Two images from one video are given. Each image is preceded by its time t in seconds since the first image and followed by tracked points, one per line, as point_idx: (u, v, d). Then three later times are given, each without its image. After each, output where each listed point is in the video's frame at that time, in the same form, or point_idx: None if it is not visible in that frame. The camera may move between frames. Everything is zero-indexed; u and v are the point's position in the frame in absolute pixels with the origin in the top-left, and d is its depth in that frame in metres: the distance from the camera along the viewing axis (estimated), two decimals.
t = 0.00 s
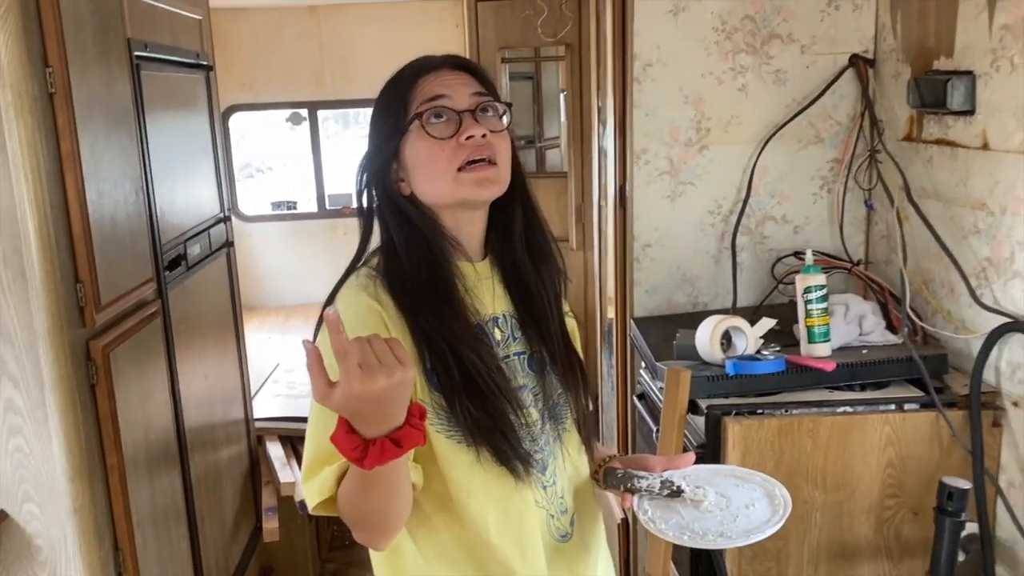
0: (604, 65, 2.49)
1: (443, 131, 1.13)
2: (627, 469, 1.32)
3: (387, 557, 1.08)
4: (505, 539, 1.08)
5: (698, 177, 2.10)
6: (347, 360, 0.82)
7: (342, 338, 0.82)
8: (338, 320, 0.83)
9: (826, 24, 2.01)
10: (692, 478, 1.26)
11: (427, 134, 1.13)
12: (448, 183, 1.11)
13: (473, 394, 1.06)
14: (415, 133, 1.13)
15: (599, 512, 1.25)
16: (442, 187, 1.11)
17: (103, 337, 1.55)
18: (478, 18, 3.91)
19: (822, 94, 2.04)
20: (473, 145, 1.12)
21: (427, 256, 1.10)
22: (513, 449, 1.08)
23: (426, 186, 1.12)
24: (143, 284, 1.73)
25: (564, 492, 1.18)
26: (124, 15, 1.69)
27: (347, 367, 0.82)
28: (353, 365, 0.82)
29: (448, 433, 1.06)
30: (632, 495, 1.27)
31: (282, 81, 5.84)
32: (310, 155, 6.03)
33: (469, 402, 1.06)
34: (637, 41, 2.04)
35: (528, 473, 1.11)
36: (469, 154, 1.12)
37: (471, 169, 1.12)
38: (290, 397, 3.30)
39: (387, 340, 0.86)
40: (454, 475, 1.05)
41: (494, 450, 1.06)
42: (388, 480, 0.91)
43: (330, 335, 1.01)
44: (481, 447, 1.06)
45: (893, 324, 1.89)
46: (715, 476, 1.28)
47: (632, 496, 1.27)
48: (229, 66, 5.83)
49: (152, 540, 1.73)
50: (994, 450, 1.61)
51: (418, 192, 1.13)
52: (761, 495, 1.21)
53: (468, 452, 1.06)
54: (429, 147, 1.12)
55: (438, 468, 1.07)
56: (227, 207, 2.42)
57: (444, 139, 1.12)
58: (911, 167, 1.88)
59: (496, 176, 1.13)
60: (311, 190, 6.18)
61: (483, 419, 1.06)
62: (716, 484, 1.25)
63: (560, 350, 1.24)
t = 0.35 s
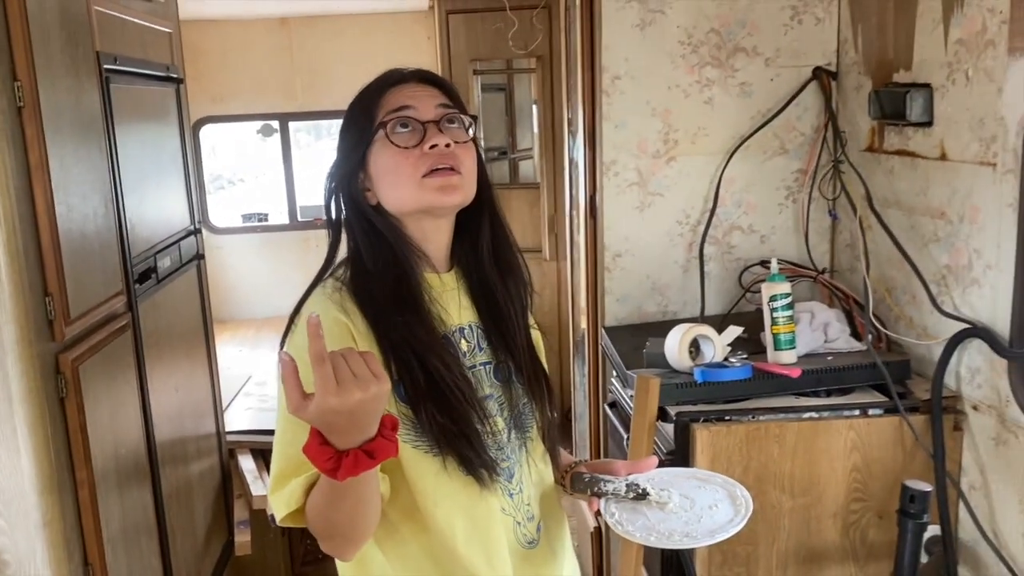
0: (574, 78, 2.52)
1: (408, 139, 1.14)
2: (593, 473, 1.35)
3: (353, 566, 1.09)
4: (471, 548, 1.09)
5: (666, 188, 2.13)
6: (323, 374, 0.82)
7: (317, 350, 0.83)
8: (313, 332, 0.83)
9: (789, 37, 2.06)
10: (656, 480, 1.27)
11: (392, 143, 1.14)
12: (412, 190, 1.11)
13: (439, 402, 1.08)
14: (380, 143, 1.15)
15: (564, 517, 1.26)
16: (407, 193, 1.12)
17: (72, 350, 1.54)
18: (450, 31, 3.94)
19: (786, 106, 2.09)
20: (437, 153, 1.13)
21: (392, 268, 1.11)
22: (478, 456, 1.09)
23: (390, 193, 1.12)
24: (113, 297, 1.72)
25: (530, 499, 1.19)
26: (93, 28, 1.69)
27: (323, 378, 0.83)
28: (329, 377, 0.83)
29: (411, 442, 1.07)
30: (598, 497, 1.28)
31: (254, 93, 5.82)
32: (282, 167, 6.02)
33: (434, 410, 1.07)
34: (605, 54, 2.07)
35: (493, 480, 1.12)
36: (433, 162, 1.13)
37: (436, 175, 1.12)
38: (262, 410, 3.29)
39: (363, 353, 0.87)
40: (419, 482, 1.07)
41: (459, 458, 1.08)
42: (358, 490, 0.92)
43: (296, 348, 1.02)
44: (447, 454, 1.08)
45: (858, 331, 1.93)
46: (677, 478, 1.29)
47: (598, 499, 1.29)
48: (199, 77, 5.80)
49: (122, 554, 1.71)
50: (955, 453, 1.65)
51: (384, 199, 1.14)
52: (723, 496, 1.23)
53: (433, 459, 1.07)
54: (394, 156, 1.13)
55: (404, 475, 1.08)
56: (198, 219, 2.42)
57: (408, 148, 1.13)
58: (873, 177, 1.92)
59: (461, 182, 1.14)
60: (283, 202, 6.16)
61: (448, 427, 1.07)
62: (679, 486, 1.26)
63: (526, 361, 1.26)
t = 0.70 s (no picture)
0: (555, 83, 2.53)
1: (397, 142, 1.15)
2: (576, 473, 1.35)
3: (334, 568, 1.09)
4: (451, 548, 1.09)
5: (648, 193, 2.14)
6: (303, 380, 0.83)
7: (297, 355, 0.83)
8: (291, 337, 0.84)
9: (769, 44, 2.08)
10: (640, 482, 1.29)
11: (381, 144, 1.14)
12: (401, 191, 1.12)
13: (422, 403, 1.08)
14: (368, 144, 1.15)
15: (546, 519, 1.26)
16: (395, 194, 1.12)
17: (51, 354, 1.52)
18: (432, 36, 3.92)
19: (767, 111, 2.11)
20: (426, 156, 1.14)
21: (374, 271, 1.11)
22: (462, 457, 1.09)
23: (379, 194, 1.13)
24: (92, 301, 1.71)
25: (513, 502, 1.20)
26: (73, 31, 1.68)
27: (304, 385, 0.83)
28: (308, 383, 0.83)
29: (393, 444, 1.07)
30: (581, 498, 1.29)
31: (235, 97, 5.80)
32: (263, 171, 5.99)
33: (417, 411, 1.07)
34: (587, 60, 2.08)
35: (477, 482, 1.12)
36: (422, 164, 1.13)
37: (426, 176, 1.13)
38: (243, 416, 3.27)
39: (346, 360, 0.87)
40: (401, 483, 1.06)
41: (442, 459, 1.08)
42: (340, 495, 0.92)
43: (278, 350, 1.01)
44: (430, 456, 1.08)
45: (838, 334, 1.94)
46: (661, 481, 1.31)
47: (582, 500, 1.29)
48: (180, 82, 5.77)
49: (102, 561, 1.69)
50: (934, 455, 1.67)
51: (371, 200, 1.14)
52: (706, 498, 1.25)
53: (415, 462, 1.07)
54: (383, 158, 1.13)
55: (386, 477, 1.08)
56: (178, 223, 2.40)
57: (397, 150, 1.13)
58: (852, 182, 1.94)
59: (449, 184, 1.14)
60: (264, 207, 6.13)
61: (432, 428, 1.07)
62: (662, 488, 1.28)
63: (510, 362, 1.26)
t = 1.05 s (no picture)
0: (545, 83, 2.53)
1: (401, 145, 1.14)
2: (574, 468, 1.35)
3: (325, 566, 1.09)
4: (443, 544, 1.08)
5: (637, 193, 2.15)
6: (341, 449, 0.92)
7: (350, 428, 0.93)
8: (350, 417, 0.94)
9: (758, 45, 2.09)
10: (638, 476, 1.29)
11: (384, 147, 1.13)
12: (404, 195, 1.13)
13: (422, 400, 1.07)
14: (369, 145, 1.13)
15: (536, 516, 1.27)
16: (399, 199, 1.13)
17: (37, 354, 1.51)
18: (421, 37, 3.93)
19: (756, 112, 2.12)
20: (430, 160, 1.14)
21: (374, 270, 1.12)
22: (460, 454, 1.09)
23: (383, 198, 1.13)
24: (79, 300, 1.70)
25: (505, 500, 1.20)
26: (61, 29, 1.67)
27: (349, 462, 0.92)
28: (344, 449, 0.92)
29: (389, 440, 1.07)
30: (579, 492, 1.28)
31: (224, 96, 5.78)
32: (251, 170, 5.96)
33: (417, 408, 1.07)
34: (577, 60, 2.08)
35: (474, 479, 1.12)
36: (426, 169, 1.13)
37: (428, 180, 1.14)
38: (230, 416, 3.25)
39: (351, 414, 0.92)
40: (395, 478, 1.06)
41: (439, 456, 1.08)
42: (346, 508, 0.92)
43: (278, 348, 1.01)
44: (428, 453, 1.08)
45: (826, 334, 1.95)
46: (659, 475, 1.31)
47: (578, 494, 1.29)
48: (168, 80, 5.74)
49: (89, 562, 1.68)
50: (921, 454, 1.68)
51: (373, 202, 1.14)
52: (704, 492, 1.25)
53: (411, 458, 1.08)
54: (384, 162, 1.12)
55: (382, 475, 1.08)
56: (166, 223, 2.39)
57: (402, 154, 1.13)
58: (840, 183, 1.95)
59: (451, 188, 1.16)
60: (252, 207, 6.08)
61: (431, 425, 1.07)
62: (660, 482, 1.28)
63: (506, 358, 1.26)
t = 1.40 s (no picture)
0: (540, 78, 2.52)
1: (412, 134, 1.12)
2: (578, 465, 1.35)
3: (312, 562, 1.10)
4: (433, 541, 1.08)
5: (633, 189, 2.14)
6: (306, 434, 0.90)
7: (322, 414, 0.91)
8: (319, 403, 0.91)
9: (755, 41, 2.08)
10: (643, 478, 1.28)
11: (396, 137, 1.11)
12: (417, 186, 1.12)
13: (424, 398, 1.07)
14: (379, 135, 1.11)
15: (531, 521, 1.25)
16: (413, 189, 1.12)
17: (30, 348, 1.50)
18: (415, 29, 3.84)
19: (752, 108, 2.11)
20: (442, 149, 1.13)
21: (378, 262, 1.10)
22: (461, 453, 1.08)
23: (394, 188, 1.12)
24: (72, 294, 1.68)
25: (501, 499, 1.19)
26: (54, 21, 1.65)
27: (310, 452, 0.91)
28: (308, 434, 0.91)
29: (390, 434, 1.06)
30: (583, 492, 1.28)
31: (218, 90, 5.75)
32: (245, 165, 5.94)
33: (419, 406, 1.06)
34: (573, 55, 2.07)
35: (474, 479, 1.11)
36: (439, 159, 1.12)
37: (441, 171, 1.13)
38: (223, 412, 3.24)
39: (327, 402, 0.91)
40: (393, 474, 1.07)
41: (439, 454, 1.07)
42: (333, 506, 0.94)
43: (278, 336, 1.01)
44: (428, 450, 1.08)
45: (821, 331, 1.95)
46: (665, 475, 1.30)
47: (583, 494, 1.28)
48: (161, 74, 5.71)
49: (81, 558, 1.67)
50: (916, 451, 1.68)
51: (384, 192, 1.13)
52: (710, 496, 1.23)
53: (410, 452, 1.07)
54: (396, 153, 1.11)
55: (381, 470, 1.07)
56: (159, 217, 2.37)
57: (414, 144, 1.11)
58: (836, 180, 1.95)
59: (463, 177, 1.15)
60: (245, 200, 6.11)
61: (433, 423, 1.07)
62: (665, 483, 1.27)
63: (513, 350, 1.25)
